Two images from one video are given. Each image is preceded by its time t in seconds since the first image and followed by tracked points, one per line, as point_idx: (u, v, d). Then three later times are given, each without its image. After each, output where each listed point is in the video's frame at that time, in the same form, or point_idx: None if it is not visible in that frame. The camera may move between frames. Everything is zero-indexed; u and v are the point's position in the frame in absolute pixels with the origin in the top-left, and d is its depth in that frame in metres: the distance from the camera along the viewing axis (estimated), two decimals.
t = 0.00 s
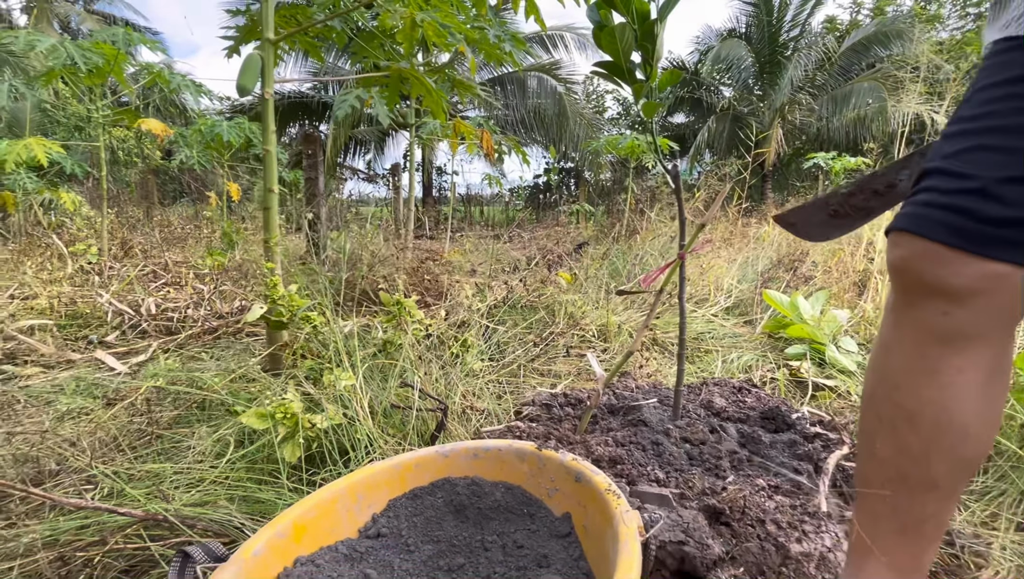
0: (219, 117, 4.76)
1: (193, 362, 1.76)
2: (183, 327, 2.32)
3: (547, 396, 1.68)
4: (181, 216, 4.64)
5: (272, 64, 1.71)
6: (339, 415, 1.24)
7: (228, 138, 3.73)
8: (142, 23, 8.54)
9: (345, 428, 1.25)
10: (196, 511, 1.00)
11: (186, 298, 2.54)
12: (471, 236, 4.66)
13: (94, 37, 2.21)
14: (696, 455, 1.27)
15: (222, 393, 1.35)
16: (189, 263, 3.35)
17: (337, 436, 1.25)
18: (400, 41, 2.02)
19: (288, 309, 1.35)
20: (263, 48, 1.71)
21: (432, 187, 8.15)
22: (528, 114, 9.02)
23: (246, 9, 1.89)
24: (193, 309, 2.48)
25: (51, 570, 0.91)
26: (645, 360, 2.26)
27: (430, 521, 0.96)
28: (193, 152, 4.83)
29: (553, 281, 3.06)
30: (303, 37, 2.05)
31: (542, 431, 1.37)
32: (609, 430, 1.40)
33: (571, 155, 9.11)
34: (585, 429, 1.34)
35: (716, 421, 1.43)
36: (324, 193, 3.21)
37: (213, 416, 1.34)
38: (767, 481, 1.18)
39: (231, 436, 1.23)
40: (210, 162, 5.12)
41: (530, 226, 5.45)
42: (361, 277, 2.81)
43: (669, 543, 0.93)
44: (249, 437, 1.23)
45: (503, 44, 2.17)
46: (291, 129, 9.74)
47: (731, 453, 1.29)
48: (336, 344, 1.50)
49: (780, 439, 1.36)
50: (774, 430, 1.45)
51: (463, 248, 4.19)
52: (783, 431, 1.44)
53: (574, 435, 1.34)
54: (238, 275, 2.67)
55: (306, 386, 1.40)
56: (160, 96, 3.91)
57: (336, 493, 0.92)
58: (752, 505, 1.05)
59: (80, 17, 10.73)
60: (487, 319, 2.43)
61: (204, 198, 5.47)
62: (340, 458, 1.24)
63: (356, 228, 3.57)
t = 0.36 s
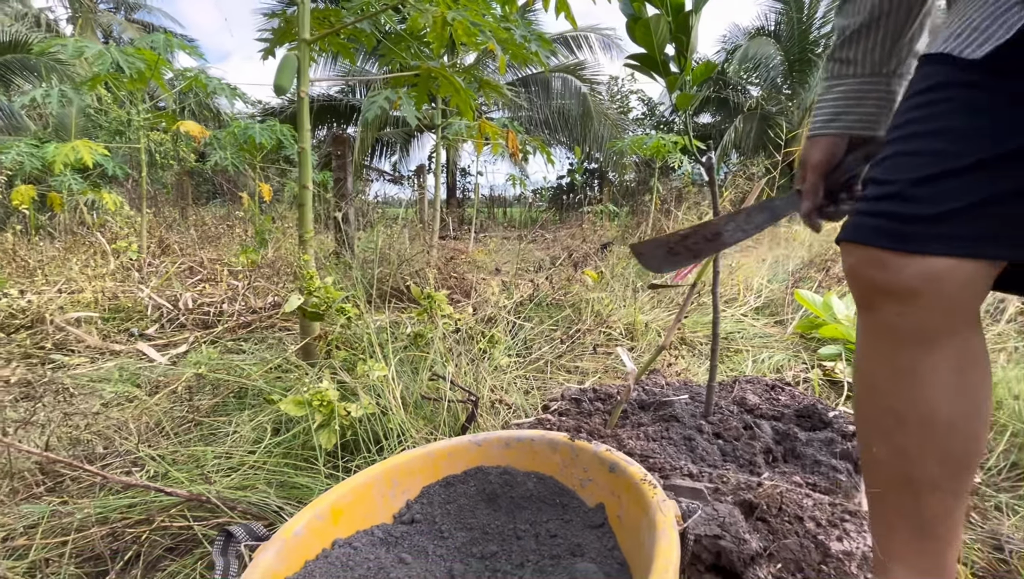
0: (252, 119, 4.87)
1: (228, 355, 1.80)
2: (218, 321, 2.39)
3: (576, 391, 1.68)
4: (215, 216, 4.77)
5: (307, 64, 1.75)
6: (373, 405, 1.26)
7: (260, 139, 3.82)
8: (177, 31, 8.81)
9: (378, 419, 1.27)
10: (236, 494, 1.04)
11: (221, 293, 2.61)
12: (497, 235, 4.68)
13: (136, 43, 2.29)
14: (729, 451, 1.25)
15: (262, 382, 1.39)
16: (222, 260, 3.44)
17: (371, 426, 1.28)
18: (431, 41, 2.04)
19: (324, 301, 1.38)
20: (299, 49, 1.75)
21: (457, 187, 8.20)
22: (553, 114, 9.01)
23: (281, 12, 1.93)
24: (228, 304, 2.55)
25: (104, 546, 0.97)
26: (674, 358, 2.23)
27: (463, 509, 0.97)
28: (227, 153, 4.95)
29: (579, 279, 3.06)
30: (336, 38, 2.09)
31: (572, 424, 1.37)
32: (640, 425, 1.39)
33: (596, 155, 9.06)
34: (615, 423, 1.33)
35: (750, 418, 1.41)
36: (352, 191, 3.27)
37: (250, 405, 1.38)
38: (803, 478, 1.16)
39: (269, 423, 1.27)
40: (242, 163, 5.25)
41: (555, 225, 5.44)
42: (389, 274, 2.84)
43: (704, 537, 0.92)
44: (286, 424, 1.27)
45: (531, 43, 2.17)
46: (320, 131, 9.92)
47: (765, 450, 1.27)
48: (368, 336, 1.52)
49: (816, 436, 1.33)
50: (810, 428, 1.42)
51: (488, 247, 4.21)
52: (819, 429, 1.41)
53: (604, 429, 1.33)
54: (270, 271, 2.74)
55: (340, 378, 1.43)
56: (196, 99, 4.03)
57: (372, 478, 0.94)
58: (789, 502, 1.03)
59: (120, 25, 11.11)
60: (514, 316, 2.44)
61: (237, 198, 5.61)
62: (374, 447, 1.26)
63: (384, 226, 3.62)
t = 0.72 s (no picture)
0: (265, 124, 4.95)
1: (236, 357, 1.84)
2: (227, 324, 2.43)
3: (578, 398, 1.70)
4: (228, 220, 4.85)
5: (318, 73, 1.78)
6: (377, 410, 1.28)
7: (271, 145, 3.88)
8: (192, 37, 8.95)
9: (381, 423, 1.29)
10: (241, 495, 1.07)
11: (231, 297, 2.65)
12: (504, 241, 4.70)
13: (152, 50, 2.35)
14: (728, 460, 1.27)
15: (270, 386, 1.42)
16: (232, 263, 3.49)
17: (374, 430, 1.30)
18: (439, 50, 2.07)
19: (331, 306, 1.41)
20: (310, 58, 1.79)
21: (465, 193, 8.25)
22: (562, 121, 9.05)
23: (294, 22, 1.97)
24: (238, 307, 2.59)
25: (114, 542, 1.00)
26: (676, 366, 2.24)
27: (462, 513, 0.99)
28: (240, 158, 5.02)
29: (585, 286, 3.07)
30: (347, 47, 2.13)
31: (573, 431, 1.38)
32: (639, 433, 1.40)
33: (605, 161, 9.08)
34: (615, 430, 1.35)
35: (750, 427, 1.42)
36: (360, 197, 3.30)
37: (257, 407, 1.42)
38: (800, 488, 1.17)
39: (275, 426, 1.29)
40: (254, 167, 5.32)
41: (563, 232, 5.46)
42: (395, 279, 2.87)
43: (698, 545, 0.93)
44: (292, 427, 1.30)
45: (539, 52, 2.20)
46: (331, 135, 10.02)
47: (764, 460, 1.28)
48: (374, 341, 1.54)
49: (816, 447, 1.34)
50: (809, 439, 1.43)
51: (495, 253, 4.23)
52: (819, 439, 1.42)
53: (604, 436, 1.35)
54: (279, 275, 2.77)
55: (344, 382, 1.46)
56: (210, 105, 4.10)
57: (373, 481, 0.96)
58: (784, 511, 1.05)
59: (138, 32, 11.32)
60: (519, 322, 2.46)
61: (248, 202, 5.68)
62: (377, 450, 1.29)
63: (392, 231, 3.65)
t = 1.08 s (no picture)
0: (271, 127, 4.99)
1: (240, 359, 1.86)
2: (232, 325, 2.45)
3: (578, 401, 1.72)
4: (232, 221, 4.89)
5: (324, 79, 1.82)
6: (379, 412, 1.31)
7: (276, 148, 3.92)
8: (198, 41, 9.02)
9: (383, 423, 1.31)
10: (246, 494, 1.10)
11: (236, 298, 2.68)
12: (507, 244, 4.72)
13: (159, 54, 2.38)
14: (724, 463, 1.29)
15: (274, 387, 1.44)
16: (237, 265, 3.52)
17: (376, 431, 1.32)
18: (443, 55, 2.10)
19: (334, 309, 1.44)
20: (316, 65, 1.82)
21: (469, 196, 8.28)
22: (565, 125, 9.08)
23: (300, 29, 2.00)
24: (242, 309, 2.62)
25: (122, 538, 1.02)
26: (676, 371, 2.25)
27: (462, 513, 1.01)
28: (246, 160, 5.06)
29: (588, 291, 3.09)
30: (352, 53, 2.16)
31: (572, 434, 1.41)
32: (637, 435, 1.42)
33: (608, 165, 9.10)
34: (612, 433, 1.37)
35: (746, 431, 1.44)
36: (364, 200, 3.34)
37: (261, 407, 1.44)
38: (794, 490, 1.19)
39: (279, 427, 1.32)
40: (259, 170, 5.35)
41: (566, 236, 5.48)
42: (399, 281, 2.90)
43: (692, 546, 0.95)
44: (296, 427, 1.32)
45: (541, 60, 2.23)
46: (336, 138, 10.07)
47: (759, 463, 1.30)
48: (377, 343, 1.57)
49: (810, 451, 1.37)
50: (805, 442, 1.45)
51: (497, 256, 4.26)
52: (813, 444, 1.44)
53: (602, 439, 1.37)
54: (283, 276, 2.80)
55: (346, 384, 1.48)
56: (216, 109, 4.15)
57: (375, 481, 0.98)
58: (778, 513, 1.07)
59: (145, 34, 11.41)
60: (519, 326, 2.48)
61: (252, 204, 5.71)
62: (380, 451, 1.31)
63: (396, 233, 3.68)
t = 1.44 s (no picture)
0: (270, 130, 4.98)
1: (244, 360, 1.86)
2: (233, 327, 2.45)
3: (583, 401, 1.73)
4: (232, 223, 4.88)
5: (328, 80, 1.82)
6: (385, 412, 1.31)
7: (277, 149, 3.92)
8: (196, 43, 9.01)
9: (390, 423, 1.32)
10: (255, 494, 1.10)
11: (238, 300, 2.68)
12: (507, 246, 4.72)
13: (160, 55, 2.38)
14: (730, 462, 1.29)
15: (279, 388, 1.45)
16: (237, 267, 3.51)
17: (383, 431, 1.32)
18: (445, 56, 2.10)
19: (341, 310, 1.45)
20: (320, 66, 1.83)
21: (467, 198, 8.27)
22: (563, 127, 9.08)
23: (303, 31, 2.00)
24: (244, 310, 2.61)
25: (132, 538, 1.02)
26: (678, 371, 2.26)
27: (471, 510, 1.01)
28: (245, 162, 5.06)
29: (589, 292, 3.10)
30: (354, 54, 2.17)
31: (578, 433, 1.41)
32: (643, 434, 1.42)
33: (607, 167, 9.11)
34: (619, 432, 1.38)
35: (751, 430, 1.45)
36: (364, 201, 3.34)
37: (267, 409, 1.44)
38: (801, 489, 1.19)
39: (285, 428, 1.32)
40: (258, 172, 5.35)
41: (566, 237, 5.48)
42: (400, 283, 2.90)
43: (702, 544, 0.95)
44: (303, 427, 1.33)
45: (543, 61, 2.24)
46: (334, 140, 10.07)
47: (765, 461, 1.30)
48: (381, 344, 1.57)
49: (815, 450, 1.38)
50: (810, 441, 1.46)
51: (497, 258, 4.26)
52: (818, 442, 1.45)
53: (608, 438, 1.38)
54: (285, 278, 2.80)
55: (352, 385, 1.48)
56: (216, 110, 4.15)
57: (381, 458, 0.98)
58: (785, 511, 1.08)
59: (142, 35, 11.39)
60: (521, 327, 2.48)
61: (251, 206, 5.70)
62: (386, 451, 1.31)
63: (397, 235, 3.69)
